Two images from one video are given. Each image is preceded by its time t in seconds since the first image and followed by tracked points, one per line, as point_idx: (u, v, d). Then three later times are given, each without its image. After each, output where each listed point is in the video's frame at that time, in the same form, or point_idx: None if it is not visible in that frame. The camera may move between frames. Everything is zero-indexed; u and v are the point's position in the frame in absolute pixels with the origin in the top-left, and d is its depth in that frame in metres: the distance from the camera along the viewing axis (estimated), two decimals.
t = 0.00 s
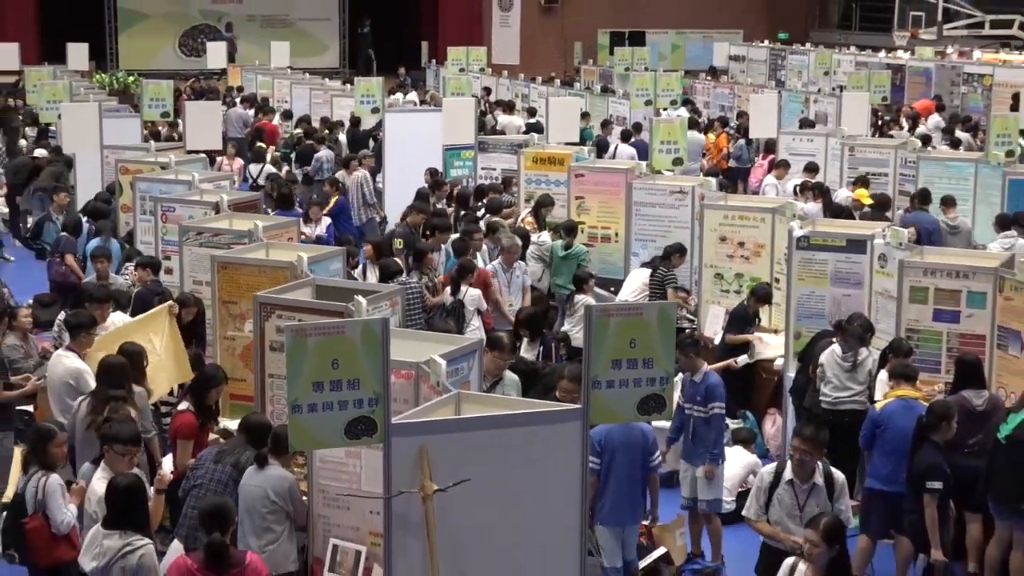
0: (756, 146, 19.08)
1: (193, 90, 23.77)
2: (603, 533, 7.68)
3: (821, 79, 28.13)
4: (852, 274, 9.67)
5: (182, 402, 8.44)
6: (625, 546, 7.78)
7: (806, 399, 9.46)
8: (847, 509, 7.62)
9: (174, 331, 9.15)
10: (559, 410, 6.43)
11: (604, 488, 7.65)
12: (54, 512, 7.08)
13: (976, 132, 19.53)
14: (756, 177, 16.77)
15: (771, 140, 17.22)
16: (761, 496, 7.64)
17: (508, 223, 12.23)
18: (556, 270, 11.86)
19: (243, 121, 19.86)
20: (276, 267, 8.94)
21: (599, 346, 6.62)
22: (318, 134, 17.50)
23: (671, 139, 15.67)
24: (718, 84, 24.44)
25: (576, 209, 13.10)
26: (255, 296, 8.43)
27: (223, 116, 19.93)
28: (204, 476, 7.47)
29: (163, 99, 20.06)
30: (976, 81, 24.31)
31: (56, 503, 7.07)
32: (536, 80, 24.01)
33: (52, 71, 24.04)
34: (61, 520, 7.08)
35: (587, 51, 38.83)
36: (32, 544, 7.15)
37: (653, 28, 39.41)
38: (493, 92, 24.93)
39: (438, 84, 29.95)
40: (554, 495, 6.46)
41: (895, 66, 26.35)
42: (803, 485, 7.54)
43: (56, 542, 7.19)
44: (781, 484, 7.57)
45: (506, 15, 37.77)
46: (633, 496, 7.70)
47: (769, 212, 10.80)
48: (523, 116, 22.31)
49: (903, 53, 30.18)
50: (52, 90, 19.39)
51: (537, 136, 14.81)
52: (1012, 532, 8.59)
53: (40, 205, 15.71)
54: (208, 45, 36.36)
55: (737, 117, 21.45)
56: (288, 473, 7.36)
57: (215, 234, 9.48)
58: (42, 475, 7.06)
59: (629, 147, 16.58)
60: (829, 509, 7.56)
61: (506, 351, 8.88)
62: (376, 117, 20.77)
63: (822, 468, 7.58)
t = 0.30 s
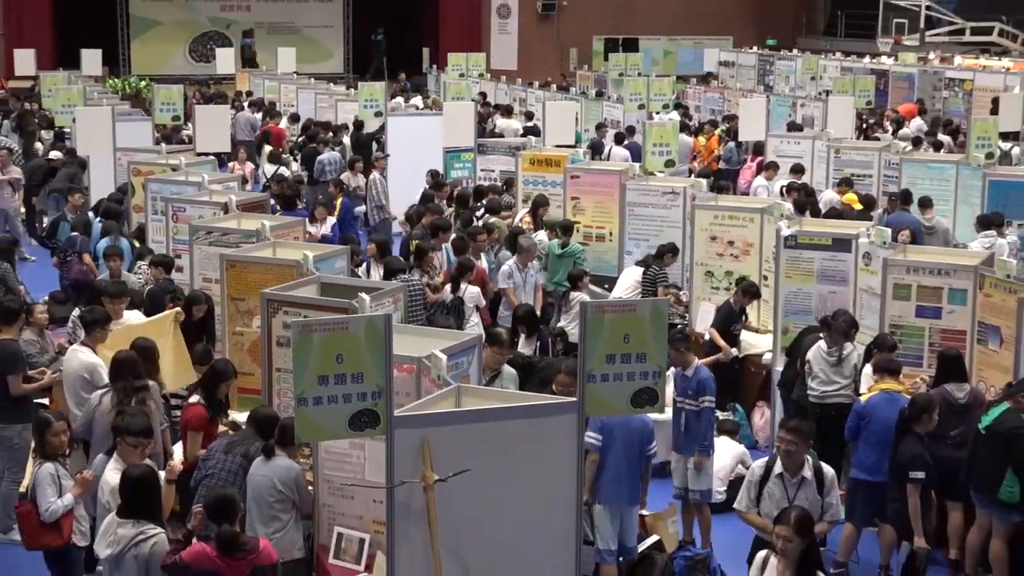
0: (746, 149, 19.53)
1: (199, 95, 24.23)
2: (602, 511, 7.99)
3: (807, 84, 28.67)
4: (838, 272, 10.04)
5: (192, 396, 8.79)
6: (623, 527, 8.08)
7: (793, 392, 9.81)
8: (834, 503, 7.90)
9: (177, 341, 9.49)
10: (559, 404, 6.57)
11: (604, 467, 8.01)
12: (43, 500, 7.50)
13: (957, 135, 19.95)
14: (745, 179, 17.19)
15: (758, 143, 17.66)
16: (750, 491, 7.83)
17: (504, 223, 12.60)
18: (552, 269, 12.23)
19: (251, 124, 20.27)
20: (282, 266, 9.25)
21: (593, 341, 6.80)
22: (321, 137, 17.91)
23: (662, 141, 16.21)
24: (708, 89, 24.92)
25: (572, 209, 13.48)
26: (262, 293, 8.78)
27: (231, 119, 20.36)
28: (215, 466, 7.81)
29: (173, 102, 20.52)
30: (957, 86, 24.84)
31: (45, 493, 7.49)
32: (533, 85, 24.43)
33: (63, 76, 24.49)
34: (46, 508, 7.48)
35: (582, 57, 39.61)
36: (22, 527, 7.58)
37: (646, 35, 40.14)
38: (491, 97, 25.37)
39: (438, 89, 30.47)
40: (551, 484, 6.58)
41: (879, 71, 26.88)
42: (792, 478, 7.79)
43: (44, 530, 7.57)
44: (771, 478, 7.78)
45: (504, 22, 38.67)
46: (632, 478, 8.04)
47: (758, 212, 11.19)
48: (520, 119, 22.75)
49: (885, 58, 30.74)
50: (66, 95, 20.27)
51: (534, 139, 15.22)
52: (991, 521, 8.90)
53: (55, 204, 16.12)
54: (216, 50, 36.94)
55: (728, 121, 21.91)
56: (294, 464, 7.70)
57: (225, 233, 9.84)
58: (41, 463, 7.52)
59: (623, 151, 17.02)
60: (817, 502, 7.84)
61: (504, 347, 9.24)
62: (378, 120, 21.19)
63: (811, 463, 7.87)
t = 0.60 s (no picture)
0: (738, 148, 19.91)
1: (208, 99, 24.67)
2: (605, 488, 8.40)
3: (794, 87, 29.15)
4: (825, 270, 10.45)
5: (204, 388, 9.14)
6: (622, 508, 8.46)
7: (784, 385, 10.16)
8: (833, 502, 7.98)
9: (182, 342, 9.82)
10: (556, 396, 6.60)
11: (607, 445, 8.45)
12: (53, 485, 7.70)
13: (940, 138, 20.42)
14: (736, 180, 17.58)
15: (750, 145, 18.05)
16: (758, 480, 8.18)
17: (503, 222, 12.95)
18: (552, 266, 12.58)
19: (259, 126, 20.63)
20: (289, 264, 9.61)
21: (589, 336, 6.96)
22: (327, 141, 18.27)
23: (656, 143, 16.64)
24: (701, 92, 25.31)
25: (569, 209, 13.84)
26: (270, 289, 9.13)
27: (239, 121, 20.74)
28: (228, 456, 8.11)
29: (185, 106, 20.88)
30: (941, 90, 25.26)
31: (56, 478, 7.69)
32: (531, 89, 24.82)
33: (79, 80, 24.99)
34: (58, 494, 7.69)
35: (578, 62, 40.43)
36: (32, 512, 7.75)
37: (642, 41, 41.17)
38: (489, 100, 25.78)
39: (440, 92, 30.85)
40: (549, 474, 6.59)
41: (864, 75, 27.32)
42: (791, 471, 8.06)
43: (53, 514, 7.77)
44: (772, 468, 8.10)
45: (505, 28, 39.11)
46: (634, 458, 8.46)
47: (748, 211, 11.56)
48: (519, 121, 23.13)
49: (871, 64, 31.33)
50: (82, 99, 20.54)
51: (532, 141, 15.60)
52: (973, 508, 9.26)
53: (69, 205, 16.49)
54: (226, 54, 37.43)
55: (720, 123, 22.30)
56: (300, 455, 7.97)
57: (234, 232, 10.21)
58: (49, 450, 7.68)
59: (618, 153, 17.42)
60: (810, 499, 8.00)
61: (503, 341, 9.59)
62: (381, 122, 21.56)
63: (814, 459, 8.07)
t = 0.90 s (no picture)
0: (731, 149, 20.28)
1: (216, 102, 25.08)
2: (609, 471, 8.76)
3: (785, 91, 29.58)
4: (814, 267, 10.87)
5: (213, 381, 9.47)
6: (623, 493, 8.83)
7: (775, 379, 10.51)
8: (829, 496, 8.19)
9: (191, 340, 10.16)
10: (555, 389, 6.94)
11: (609, 432, 8.88)
12: (71, 474, 7.81)
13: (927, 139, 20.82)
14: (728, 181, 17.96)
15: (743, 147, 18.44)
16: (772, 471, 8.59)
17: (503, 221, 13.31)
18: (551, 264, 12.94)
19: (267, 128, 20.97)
20: (296, 261, 9.96)
21: (585, 331, 7.15)
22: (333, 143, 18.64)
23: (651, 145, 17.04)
24: (694, 95, 25.71)
25: (567, 208, 14.21)
26: (278, 286, 9.48)
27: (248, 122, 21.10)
28: (241, 446, 8.49)
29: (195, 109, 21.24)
30: (925, 93, 25.64)
31: (75, 466, 7.80)
32: (531, 92, 25.22)
33: (93, 83, 25.43)
34: (78, 482, 7.81)
35: (576, 67, 41.49)
36: (50, 500, 7.87)
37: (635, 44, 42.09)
38: (490, 103, 26.18)
39: (442, 95, 31.24)
40: (548, 465, 6.94)
41: (852, 79, 27.73)
42: (793, 463, 8.38)
43: (71, 501, 7.89)
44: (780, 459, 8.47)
45: (504, 34, 39.96)
46: (633, 446, 8.88)
47: (740, 210, 11.92)
48: (519, 124, 23.53)
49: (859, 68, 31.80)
50: (96, 102, 20.91)
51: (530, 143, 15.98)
52: (956, 497, 9.59)
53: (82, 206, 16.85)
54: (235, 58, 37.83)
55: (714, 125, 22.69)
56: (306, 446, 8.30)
57: (243, 230, 10.57)
58: (65, 440, 7.77)
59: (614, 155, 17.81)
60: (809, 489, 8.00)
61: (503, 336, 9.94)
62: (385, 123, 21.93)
63: (816, 453, 8.33)
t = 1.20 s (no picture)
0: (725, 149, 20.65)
1: (226, 106, 25.47)
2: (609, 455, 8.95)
3: (776, 93, 29.97)
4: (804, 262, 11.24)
5: (225, 373, 9.84)
6: (623, 479, 9.01)
7: (768, 372, 10.87)
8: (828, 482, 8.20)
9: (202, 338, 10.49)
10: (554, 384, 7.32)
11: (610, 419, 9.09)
12: (105, 455, 7.98)
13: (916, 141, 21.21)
14: (721, 181, 18.34)
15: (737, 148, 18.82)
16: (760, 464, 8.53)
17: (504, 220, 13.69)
18: (549, 261, 13.31)
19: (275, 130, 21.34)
20: (304, 258, 10.34)
21: (582, 326, 7.44)
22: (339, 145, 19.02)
23: (647, 146, 17.43)
24: (688, 98, 26.10)
25: (565, 207, 14.60)
26: (287, 282, 9.84)
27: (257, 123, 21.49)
28: (251, 438, 8.66)
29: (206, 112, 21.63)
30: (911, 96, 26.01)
31: (107, 449, 8.00)
32: (531, 95, 25.63)
33: (105, 87, 25.84)
34: (112, 464, 7.99)
35: (573, 71, 41.88)
36: (84, 486, 7.98)
37: (632, 44, 42.77)
38: (491, 104, 26.58)
39: (444, 98, 31.66)
40: (544, 456, 7.34)
41: (841, 82, 28.11)
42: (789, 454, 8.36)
43: (104, 484, 8.04)
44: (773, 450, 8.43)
45: (505, 38, 40.13)
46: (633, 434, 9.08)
47: (733, 209, 12.30)
48: (519, 125, 23.93)
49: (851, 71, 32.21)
50: (111, 104, 21.28)
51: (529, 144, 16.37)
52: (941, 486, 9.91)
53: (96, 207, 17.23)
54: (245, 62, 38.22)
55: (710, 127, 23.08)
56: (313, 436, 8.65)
57: (253, 228, 10.96)
58: (92, 427, 7.97)
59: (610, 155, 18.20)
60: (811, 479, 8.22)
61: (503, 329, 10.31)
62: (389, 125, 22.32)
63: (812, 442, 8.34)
